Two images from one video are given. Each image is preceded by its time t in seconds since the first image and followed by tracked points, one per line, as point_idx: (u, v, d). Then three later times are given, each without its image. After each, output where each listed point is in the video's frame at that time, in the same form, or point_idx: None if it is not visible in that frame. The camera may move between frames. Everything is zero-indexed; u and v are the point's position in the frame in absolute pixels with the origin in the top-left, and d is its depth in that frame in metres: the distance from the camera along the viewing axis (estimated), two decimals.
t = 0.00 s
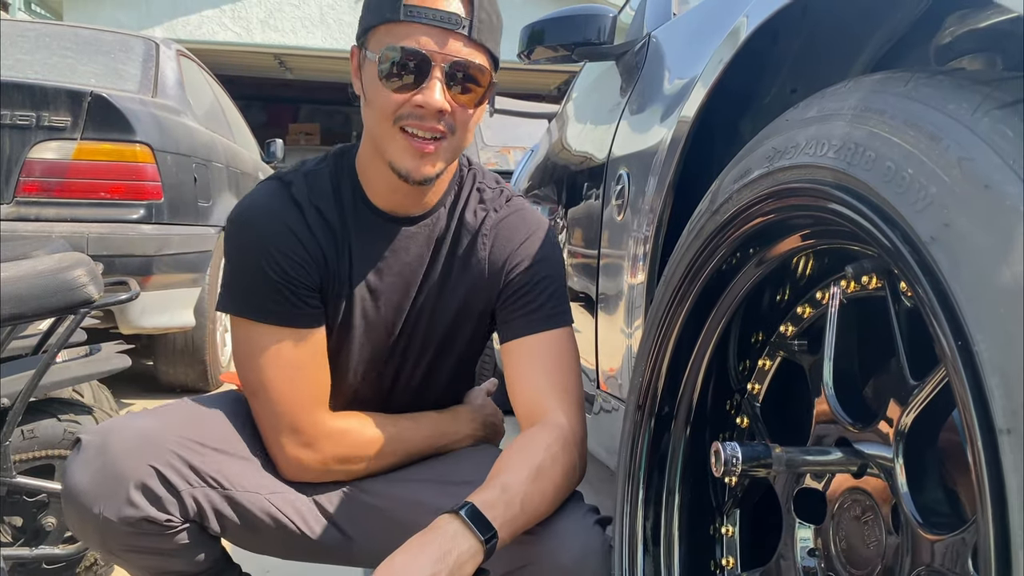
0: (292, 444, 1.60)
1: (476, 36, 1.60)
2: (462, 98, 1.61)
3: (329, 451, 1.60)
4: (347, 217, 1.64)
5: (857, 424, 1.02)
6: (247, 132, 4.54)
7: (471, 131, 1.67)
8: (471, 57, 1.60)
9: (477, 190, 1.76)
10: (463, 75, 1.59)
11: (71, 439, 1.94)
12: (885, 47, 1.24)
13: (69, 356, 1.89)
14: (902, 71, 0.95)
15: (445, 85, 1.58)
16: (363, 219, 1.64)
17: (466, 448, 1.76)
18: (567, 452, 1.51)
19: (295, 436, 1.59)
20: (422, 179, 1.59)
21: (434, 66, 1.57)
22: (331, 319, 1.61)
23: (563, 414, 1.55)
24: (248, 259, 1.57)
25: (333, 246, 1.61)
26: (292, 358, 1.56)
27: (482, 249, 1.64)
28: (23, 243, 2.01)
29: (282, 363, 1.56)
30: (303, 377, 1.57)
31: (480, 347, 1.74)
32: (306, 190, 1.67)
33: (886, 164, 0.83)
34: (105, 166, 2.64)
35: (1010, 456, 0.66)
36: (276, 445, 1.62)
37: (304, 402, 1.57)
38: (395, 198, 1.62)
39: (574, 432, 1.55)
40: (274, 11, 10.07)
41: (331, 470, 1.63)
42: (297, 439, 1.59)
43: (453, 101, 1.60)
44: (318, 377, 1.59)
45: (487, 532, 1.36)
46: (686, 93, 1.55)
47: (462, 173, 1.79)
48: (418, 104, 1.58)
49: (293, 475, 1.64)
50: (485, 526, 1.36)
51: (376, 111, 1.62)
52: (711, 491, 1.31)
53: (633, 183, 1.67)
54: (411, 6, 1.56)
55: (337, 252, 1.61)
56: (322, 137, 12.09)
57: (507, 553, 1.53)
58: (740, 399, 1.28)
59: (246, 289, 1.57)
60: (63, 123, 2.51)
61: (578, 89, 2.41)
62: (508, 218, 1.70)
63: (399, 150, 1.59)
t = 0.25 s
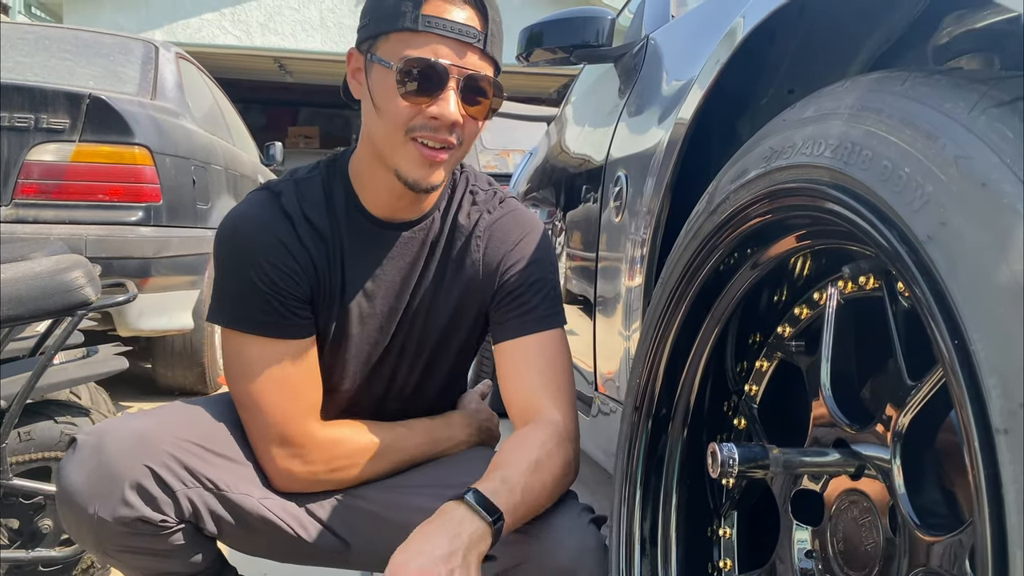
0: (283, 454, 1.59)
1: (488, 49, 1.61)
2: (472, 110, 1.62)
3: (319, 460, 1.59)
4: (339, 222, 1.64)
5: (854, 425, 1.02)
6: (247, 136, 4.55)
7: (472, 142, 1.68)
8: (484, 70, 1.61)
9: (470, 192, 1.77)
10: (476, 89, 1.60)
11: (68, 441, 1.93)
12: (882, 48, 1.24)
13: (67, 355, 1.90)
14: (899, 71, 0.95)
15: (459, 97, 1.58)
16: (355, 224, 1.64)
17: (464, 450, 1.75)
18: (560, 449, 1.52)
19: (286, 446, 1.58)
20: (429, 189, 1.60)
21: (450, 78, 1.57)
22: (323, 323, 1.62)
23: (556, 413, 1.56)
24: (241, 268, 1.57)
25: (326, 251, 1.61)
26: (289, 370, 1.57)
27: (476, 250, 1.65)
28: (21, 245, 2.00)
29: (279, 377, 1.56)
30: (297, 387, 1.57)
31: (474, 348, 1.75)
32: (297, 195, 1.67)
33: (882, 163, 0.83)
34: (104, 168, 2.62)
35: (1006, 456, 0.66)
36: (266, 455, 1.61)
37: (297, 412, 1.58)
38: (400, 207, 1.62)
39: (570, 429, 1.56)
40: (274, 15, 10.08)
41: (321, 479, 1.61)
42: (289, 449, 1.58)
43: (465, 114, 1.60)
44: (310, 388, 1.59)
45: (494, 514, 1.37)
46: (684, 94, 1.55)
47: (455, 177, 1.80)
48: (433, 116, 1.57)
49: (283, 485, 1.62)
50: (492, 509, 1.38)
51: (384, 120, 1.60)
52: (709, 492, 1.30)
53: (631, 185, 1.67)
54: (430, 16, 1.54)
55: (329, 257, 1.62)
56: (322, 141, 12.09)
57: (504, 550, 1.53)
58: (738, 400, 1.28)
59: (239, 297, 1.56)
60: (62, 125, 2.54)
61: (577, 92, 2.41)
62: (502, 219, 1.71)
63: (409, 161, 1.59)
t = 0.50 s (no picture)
0: (277, 460, 1.60)
1: (478, 53, 1.64)
2: (464, 114, 1.64)
3: (313, 465, 1.60)
4: (335, 228, 1.66)
5: (853, 429, 1.02)
6: (247, 140, 4.55)
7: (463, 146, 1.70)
8: (475, 75, 1.64)
9: (464, 196, 1.78)
10: (467, 92, 1.63)
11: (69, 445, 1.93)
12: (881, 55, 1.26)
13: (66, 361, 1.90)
14: (896, 79, 0.96)
15: (450, 100, 1.61)
16: (350, 228, 1.65)
17: (465, 454, 1.76)
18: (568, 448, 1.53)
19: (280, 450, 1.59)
20: (421, 190, 1.62)
21: (441, 81, 1.59)
22: (321, 326, 1.63)
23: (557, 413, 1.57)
24: (237, 274, 1.58)
25: (321, 257, 1.62)
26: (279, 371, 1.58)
27: (474, 254, 1.67)
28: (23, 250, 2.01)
29: (272, 379, 1.58)
30: (289, 392, 1.58)
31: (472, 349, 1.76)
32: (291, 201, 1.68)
33: (880, 171, 0.84)
34: (105, 172, 2.64)
35: (1003, 461, 0.66)
36: (259, 460, 1.61)
37: (289, 413, 1.58)
38: (393, 209, 1.63)
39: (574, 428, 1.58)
40: (275, 19, 10.10)
41: (316, 486, 1.62)
42: (284, 453, 1.59)
43: (456, 117, 1.63)
44: (305, 391, 1.60)
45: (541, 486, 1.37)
46: (683, 100, 1.56)
47: (447, 181, 1.81)
48: (424, 119, 1.59)
49: (279, 492, 1.63)
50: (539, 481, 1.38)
51: (376, 123, 1.63)
52: (708, 496, 1.31)
53: (631, 190, 1.68)
54: (421, 20, 1.58)
55: (324, 262, 1.63)
56: (322, 145, 12.11)
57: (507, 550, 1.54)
58: (737, 405, 1.29)
59: (237, 303, 1.57)
60: (63, 129, 2.53)
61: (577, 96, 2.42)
62: (499, 223, 1.73)
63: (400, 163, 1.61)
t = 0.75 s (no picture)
0: (275, 464, 1.60)
1: (466, 51, 1.64)
2: (453, 111, 1.64)
3: (311, 469, 1.60)
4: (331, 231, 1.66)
5: (851, 433, 1.03)
6: (246, 144, 4.55)
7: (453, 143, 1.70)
8: (463, 73, 1.64)
9: (458, 198, 1.78)
10: (455, 91, 1.63)
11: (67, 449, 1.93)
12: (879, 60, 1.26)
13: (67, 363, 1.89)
14: (894, 83, 0.96)
15: (438, 98, 1.61)
16: (346, 231, 1.65)
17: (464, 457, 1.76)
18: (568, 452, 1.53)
19: (279, 456, 1.59)
20: (412, 189, 1.62)
21: (428, 79, 1.59)
22: (317, 330, 1.63)
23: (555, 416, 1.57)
24: (233, 276, 1.58)
25: (317, 259, 1.62)
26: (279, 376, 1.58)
27: (471, 255, 1.67)
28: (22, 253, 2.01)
29: (269, 383, 1.57)
30: (288, 396, 1.58)
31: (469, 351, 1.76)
32: (287, 205, 1.68)
33: (877, 175, 0.84)
34: (104, 176, 2.64)
35: (1000, 466, 0.66)
36: (258, 465, 1.61)
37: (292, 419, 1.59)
38: (387, 210, 1.64)
39: (573, 430, 1.58)
40: (275, 23, 10.11)
41: (316, 490, 1.62)
42: (282, 458, 1.59)
43: (444, 115, 1.63)
44: (304, 395, 1.60)
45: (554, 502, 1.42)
46: (682, 103, 1.56)
47: (441, 183, 1.81)
48: (412, 117, 1.59)
49: (277, 498, 1.63)
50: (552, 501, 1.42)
51: (365, 123, 1.63)
52: (707, 501, 1.31)
53: (630, 193, 1.68)
54: (407, 19, 1.58)
55: (321, 265, 1.63)
56: (321, 148, 12.11)
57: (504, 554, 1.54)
58: (735, 409, 1.29)
59: (235, 306, 1.57)
60: (62, 133, 2.54)
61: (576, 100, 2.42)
62: (495, 224, 1.73)
63: (390, 163, 1.61)
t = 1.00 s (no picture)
0: (275, 466, 1.59)
1: (457, 46, 1.63)
2: (445, 109, 1.63)
3: (311, 472, 1.59)
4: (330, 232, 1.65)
5: (851, 436, 1.02)
6: (245, 147, 4.55)
7: (449, 141, 1.69)
8: (453, 68, 1.62)
9: (457, 200, 1.77)
10: (445, 87, 1.62)
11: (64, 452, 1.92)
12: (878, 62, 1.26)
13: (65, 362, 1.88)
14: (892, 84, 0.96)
15: (428, 94, 1.60)
16: (345, 232, 1.65)
17: (463, 461, 1.76)
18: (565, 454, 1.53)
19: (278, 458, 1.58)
20: (405, 189, 1.61)
21: (419, 76, 1.59)
22: (316, 333, 1.62)
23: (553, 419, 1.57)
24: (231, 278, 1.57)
25: (317, 262, 1.62)
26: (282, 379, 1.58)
27: (470, 256, 1.67)
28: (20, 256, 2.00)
29: (269, 385, 1.57)
30: (289, 399, 1.58)
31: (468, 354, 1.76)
32: (285, 209, 1.68)
33: (875, 177, 0.83)
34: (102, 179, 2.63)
35: (999, 470, 0.66)
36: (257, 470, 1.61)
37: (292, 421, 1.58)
38: (385, 211, 1.64)
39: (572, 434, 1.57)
40: (274, 26, 10.12)
41: (316, 493, 1.61)
42: (283, 460, 1.58)
43: (435, 111, 1.62)
44: (304, 396, 1.60)
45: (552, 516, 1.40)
46: (680, 106, 1.56)
47: (441, 185, 1.80)
48: (402, 114, 1.59)
49: (277, 501, 1.62)
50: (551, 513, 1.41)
51: (358, 122, 1.63)
52: (707, 504, 1.30)
53: (628, 196, 1.68)
54: (396, 16, 1.58)
55: (320, 268, 1.62)
56: (320, 151, 12.11)
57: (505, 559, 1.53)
58: (735, 412, 1.28)
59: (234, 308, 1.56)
60: (60, 136, 2.54)
61: (574, 103, 2.42)
62: (494, 225, 1.73)
63: (383, 162, 1.61)
